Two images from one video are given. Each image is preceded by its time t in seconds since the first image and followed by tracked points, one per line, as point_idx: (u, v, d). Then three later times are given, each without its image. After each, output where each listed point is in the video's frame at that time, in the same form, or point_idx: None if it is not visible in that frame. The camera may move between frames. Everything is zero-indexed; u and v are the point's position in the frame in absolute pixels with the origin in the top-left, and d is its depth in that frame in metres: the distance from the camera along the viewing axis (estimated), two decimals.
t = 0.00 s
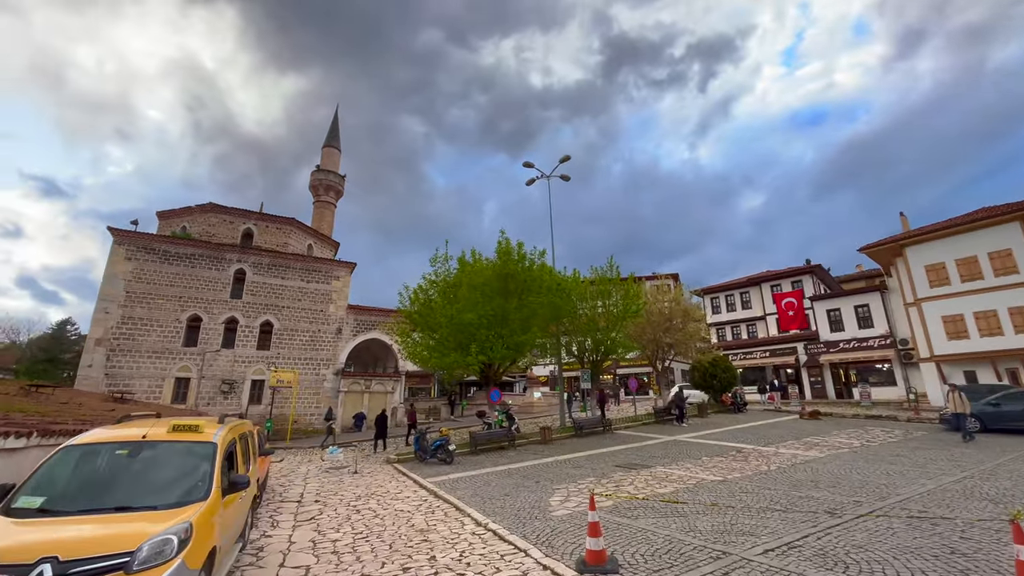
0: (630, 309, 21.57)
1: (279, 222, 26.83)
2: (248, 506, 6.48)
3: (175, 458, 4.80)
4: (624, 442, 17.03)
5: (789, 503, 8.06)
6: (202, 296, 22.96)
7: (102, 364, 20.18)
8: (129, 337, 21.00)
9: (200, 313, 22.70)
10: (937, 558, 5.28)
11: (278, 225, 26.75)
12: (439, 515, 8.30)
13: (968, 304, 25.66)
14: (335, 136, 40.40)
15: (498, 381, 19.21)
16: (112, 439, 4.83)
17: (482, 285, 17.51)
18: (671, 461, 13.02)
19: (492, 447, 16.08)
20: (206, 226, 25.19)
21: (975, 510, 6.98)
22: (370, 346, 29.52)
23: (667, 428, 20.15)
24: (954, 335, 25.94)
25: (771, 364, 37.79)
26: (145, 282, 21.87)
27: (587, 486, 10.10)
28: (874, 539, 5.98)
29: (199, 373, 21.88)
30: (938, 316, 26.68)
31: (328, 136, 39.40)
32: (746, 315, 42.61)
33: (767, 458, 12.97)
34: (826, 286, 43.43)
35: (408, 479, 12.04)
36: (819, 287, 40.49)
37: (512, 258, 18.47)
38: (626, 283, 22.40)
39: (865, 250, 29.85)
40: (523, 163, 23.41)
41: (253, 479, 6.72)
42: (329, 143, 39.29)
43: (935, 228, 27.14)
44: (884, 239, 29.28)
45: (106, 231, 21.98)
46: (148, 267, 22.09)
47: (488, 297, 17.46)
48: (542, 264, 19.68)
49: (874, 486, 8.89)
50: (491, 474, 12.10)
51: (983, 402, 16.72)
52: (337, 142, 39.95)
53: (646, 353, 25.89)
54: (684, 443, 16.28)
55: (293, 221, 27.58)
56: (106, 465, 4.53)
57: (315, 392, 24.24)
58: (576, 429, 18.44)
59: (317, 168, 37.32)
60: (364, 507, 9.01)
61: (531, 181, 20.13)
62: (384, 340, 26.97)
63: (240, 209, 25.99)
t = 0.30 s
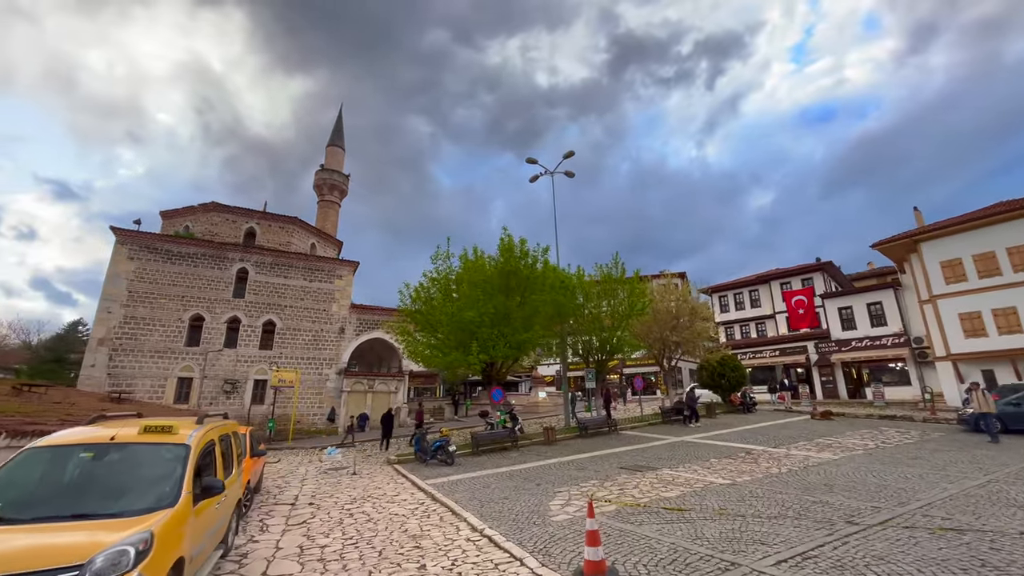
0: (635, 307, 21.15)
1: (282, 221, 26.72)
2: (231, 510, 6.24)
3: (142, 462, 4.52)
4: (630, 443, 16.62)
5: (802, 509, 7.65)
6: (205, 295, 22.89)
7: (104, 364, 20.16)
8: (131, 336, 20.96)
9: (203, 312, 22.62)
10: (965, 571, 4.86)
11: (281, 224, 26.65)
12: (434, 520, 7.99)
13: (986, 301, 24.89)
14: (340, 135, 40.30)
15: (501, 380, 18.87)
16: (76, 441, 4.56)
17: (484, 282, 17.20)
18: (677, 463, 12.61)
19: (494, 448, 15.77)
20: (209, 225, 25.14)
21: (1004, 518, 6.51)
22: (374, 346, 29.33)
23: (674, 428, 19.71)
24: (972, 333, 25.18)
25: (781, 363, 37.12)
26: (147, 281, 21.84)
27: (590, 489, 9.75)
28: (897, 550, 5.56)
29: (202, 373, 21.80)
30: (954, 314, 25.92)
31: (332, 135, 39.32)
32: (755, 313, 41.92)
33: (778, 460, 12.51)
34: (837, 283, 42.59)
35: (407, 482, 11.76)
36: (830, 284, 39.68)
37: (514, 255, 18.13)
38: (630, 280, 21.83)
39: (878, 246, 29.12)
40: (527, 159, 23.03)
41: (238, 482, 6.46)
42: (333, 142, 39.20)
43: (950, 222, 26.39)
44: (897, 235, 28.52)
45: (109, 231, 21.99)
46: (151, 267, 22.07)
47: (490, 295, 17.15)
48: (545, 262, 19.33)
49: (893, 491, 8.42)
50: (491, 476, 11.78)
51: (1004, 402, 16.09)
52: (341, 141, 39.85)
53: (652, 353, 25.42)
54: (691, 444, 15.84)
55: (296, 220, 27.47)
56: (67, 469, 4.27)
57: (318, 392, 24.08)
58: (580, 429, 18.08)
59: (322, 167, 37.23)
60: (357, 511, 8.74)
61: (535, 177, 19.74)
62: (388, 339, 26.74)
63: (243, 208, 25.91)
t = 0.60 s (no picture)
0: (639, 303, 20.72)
1: (284, 219, 26.57)
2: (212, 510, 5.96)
3: (109, 461, 4.26)
4: (634, 442, 16.25)
5: (813, 511, 7.26)
6: (206, 293, 22.77)
7: (105, 362, 20.10)
8: (132, 335, 20.88)
9: (204, 310, 22.50)
10: None
11: (283, 221, 26.51)
12: (428, 522, 7.69)
13: (1002, 296, 24.19)
14: (342, 132, 40.18)
15: (503, 378, 18.54)
16: (39, 439, 4.30)
17: (484, 278, 16.88)
18: (683, 463, 12.22)
19: (495, 447, 15.47)
20: (210, 223, 25.05)
21: None
22: (376, 344, 29.10)
23: (679, 427, 19.29)
24: (987, 329, 24.48)
25: (789, 361, 36.50)
26: (148, 280, 21.76)
27: (591, 490, 9.39)
28: (919, 556, 5.18)
29: (203, 371, 21.68)
30: (969, 310, 25.23)
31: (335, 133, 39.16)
32: (762, 311, 41.28)
33: (787, 459, 12.10)
34: (847, 279, 41.84)
35: (404, 481, 11.50)
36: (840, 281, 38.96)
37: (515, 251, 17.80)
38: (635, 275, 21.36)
39: (890, 241, 28.47)
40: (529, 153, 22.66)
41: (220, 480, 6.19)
42: (336, 140, 39.07)
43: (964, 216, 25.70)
44: (910, 229, 27.84)
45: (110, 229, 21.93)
46: (151, 265, 21.99)
47: (490, 291, 16.85)
48: (547, 257, 18.99)
49: (909, 493, 7.99)
50: (490, 475, 11.46)
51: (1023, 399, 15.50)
52: (343, 138, 39.73)
53: (657, 350, 24.98)
54: (696, 443, 15.44)
55: (298, 217, 27.32)
56: (28, 469, 4.01)
57: (319, 390, 23.89)
58: (584, 428, 17.73)
59: (324, 165, 37.11)
60: (350, 511, 8.47)
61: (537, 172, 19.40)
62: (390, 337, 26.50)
63: (244, 205, 25.80)
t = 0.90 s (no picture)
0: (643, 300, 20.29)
1: (284, 217, 26.40)
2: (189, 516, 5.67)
3: (64, 466, 3.97)
4: (637, 442, 15.87)
5: (825, 518, 6.86)
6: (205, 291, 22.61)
7: (104, 361, 20.00)
8: (131, 333, 20.77)
9: (203, 309, 22.35)
10: None
11: (283, 219, 26.33)
12: (419, 527, 7.40)
13: (1017, 292, 23.54)
14: (344, 130, 40.01)
15: (503, 378, 18.19)
16: None
17: (484, 275, 16.54)
18: (687, 464, 11.85)
19: (495, 447, 15.18)
20: (210, 221, 24.89)
21: None
22: (377, 343, 28.87)
23: (684, 427, 18.90)
24: (1001, 327, 23.85)
25: (797, 359, 35.92)
26: (148, 278, 21.64)
27: (590, 493, 9.05)
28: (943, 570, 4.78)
29: (202, 370, 21.53)
30: (983, 307, 24.59)
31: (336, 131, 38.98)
32: (769, 308, 40.68)
33: (795, 461, 11.68)
34: (856, 277, 41.11)
35: (399, 483, 11.21)
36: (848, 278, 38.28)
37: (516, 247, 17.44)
38: (638, 272, 20.94)
39: (900, 237, 27.85)
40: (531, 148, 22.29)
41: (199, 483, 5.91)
42: (338, 138, 38.90)
43: (978, 210, 25.04)
44: (921, 224, 27.19)
45: (109, 227, 21.83)
46: (151, 263, 21.86)
47: (490, 288, 16.52)
48: (548, 254, 18.64)
49: (926, 498, 7.56)
50: (488, 477, 11.15)
51: None
52: (345, 136, 39.56)
53: (662, 349, 24.52)
54: (702, 444, 15.01)
55: (298, 215, 27.13)
56: None
57: (320, 389, 23.68)
58: (586, 428, 17.37)
59: (326, 164, 36.95)
60: (340, 515, 8.18)
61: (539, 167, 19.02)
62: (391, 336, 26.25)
63: (244, 203, 25.64)
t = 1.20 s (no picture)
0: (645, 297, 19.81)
1: (283, 214, 26.20)
2: (160, 522, 5.40)
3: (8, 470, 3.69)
4: (639, 442, 15.49)
5: (835, 524, 6.48)
6: (203, 289, 22.44)
7: (102, 359, 19.88)
8: (129, 332, 20.63)
9: (201, 307, 22.18)
10: None
11: (282, 216, 26.13)
12: (407, 531, 7.09)
13: None
14: (346, 128, 39.83)
15: (503, 376, 17.84)
16: None
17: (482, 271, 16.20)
18: (690, 465, 11.47)
19: (493, 446, 14.85)
20: (208, 219, 24.73)
21: None
22: (378, 341, 28.61)
23: (688, 426, 18.47)
24: (1014, 324, 23.23)
25: (803, 357, 35.35)
26: (146, 276, 21.50)
27: (589, 495, 8.70)
28: None
29: (200, 369, 21.35)
30: (995, 303, 23.97)
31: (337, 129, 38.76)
32: (775, 306, 40.09)
33: (803, 462, 11.27)
34: (864, 274, 40.44)
35: (393, 484, 10.92)
36: (856, 275, 37.61)
37: (515, 243, 17.08)
38: (640, 268, 20.46)
39: (909, 232, 27.23)
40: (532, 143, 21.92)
41: (171, 487, 5.65)
42: (339, 136, 38.70)
43: (989, 204, 24.40)
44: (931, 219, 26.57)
45: (107, 225, 21.71)
46: (148, 261, 21.72)
47: (489, 284, 16.19)
48: (548, 250, 18.28)
49: (945, 503, 7.14)
50: (484, 478, 10.82)
51: None
52: (346, 134, 39.37)
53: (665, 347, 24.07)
54: (705, 444, 14.62)
55: (297, 212, 26.92)
56: None
57: (319, 387, 23.44)
58: (587, 427, 17.01)
59: (327, 161, 36.74)
60: (327, 518, 7.90)
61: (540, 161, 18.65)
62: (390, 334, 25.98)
63: (242, 201, 25.46)
